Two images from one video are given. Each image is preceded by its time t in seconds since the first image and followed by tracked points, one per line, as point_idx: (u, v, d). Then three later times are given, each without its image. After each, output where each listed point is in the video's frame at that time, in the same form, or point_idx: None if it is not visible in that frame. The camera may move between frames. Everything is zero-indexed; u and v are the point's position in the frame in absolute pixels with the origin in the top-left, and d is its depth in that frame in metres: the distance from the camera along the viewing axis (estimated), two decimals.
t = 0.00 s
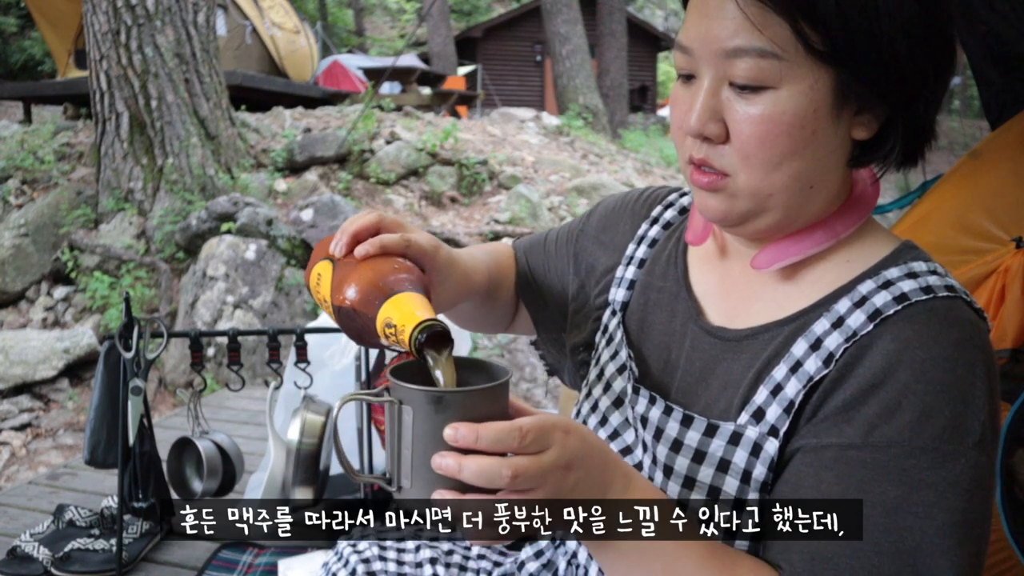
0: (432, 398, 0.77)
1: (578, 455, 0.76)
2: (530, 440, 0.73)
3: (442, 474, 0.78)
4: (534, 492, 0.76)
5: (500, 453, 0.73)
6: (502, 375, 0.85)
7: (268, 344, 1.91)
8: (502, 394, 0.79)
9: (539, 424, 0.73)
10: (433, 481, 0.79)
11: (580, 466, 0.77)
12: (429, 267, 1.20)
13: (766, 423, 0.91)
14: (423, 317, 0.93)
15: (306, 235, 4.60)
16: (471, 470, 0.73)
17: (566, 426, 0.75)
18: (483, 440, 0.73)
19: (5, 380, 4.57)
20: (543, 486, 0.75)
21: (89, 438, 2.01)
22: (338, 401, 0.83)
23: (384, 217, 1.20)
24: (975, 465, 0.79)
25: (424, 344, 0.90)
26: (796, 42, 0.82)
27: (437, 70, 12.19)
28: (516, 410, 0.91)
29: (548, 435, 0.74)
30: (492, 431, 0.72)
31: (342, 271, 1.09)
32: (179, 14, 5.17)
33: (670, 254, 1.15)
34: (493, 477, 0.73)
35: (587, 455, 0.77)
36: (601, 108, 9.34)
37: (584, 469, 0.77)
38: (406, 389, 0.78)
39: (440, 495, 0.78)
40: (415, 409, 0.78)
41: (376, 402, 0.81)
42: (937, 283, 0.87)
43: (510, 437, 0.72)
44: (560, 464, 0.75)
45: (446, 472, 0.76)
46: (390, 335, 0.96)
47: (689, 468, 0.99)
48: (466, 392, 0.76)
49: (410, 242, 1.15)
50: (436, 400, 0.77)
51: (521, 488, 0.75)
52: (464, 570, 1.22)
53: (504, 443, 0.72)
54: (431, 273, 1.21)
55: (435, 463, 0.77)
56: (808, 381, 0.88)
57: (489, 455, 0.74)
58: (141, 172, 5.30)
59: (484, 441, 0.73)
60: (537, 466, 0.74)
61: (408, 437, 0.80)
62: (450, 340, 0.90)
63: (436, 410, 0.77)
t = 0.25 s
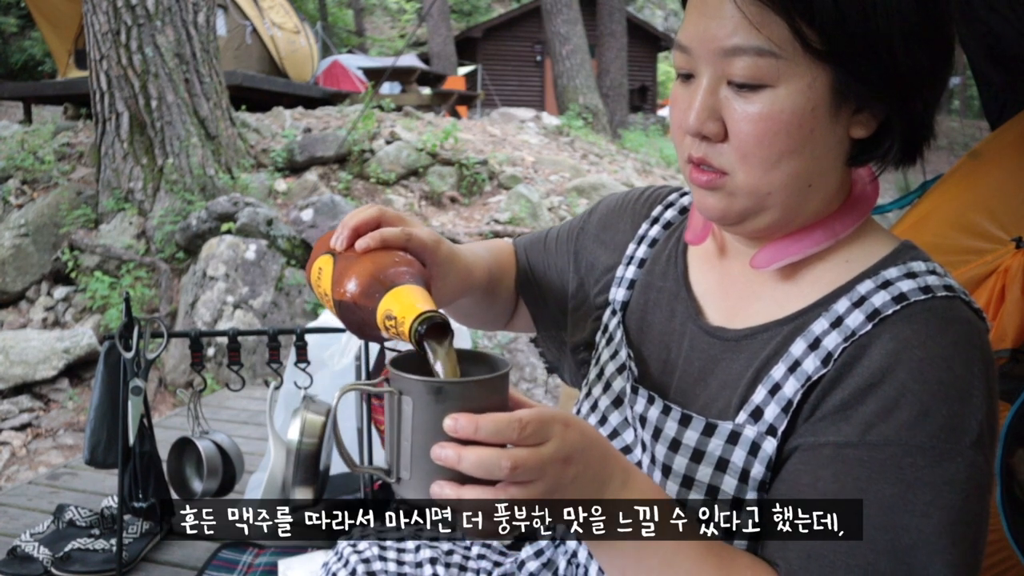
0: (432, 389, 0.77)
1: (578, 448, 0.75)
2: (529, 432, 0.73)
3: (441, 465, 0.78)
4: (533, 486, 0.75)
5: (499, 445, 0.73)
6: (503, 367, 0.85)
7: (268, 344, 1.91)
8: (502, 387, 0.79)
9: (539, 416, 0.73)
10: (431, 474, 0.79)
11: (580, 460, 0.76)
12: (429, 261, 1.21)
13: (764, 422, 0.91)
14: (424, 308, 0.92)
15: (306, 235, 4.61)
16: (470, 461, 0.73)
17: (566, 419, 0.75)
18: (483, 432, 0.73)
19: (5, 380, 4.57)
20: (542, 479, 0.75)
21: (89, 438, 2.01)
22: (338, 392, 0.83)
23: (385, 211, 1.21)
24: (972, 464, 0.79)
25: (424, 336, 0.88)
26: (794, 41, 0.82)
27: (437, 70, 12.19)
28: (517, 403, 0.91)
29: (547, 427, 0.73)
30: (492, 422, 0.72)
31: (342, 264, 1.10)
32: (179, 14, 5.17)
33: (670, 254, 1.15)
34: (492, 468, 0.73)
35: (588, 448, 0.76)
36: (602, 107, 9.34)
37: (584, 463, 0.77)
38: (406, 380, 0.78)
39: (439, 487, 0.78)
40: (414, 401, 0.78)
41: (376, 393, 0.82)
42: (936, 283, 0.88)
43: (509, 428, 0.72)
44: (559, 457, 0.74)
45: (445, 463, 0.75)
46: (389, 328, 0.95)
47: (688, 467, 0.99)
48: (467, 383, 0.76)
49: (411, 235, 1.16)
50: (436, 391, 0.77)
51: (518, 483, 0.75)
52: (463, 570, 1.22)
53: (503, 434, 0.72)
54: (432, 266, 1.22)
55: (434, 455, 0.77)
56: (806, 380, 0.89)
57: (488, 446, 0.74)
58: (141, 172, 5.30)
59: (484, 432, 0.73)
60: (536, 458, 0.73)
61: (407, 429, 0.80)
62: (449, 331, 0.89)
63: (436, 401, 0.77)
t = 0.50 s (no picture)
0: (432, 388, 0.77)
1: (579, 448, 0.75)
2: (529, 431, 0.73)
3: (442, 465, 0.78)
4: (533, 485, 0.75)
5: (500, 445, 0.73)
6: (503, 366, 0.85)
7: (268, 344, 1.91)
8: (502, 386, 0.79)
9: (539, 415, 0.73)
10: (432, 473, 0.79)
11: (581, 459, 0.76)
12: (429, 259, 1.21)
13: (763, 422, 0.92)
14: (423, 308, 0.92)
15: (306, 235, 4.62)
16: (470, 460, 0.73)
17: (566, 418, 0.75)
18: (483, 430, 0.73)
19: (5, 380, 4.57)
20: (542, 479, 0.75)
21: (89, 438, 2.01)
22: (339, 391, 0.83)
23: (387, 208, 1.21)
24: (971, 463, 0.79)
25: (424, 335, 0.89)
26: (790, 39, 0.82)
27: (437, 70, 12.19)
28: (516, 401, 0.91)
29: (547, 426, 0.73)
30: (492, 421, 0.72)
31: (342, 263, 1.09)
32: (179, 14, 5.17)
33: (670, 254, 1.15)
34: (493, 467, 0.73)
35: (588, 448, 0.76)
36: (602, 107, 9.34)
37: (585, 462, 0.77)
38: (406, 379, 0.79)
39: (439, 486, 0.78)
40: (414, 401, 0.78)
41: (377, 392, 0.82)
42: (935, 283, 0.88)
43: (510, 427, 0.72)
44: (559, 456, 0.74)
45: (446, 462, 0.76)
46: (389, 327, 0.95)
47: (687, 468, 0.99)
48: (467, 382, 0.76)
49: (412, 233, 1.16)
50: (436, 390, 0.77)
51: (518, 481, 0.75)
52: (463, 570, 1.22)
53: (503, 433, 0.72)
54: (432, 265, 1.22)
55: (434, 454, 0.77)
56: (805, 380, 0.89)
57: (489, 445, 0.74)
58: (141, 172, 5.30)
59: (484, 430, 0.73)
60: (536, 457, 0.73)
61: (408, 428, 0.80)
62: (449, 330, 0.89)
63: (436, 400, 0.77)
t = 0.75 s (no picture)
0: (433, 385, 0.77)
1: (579, 445, 0.75)
2: (530, 428, 0.73)
3: (443, 462, 0.78)
4: (533, 483, 0.75)
5: (500, 442, 0.73)
6: (504, 362, 0.84)
7: (268, 344, 1.91)
8: (503, 383, 0.79)
9: (540, 412, 0.73)
10: (433, 471, 0.79)
11: (581, 457, 0.76)
12: (430, 257, 1.21)
13: (763, 422, 0.91)
14: (424, 304, 0.92)
15: (306, 235, 4.62)
16: (471, 458, 0.73)
17: (567, 416, 0.75)
18: (484, 427, 0.73)
19: (5, 380, 4.57)
20: (542, 476, 0.75)
21: (89, 438, 2.01)
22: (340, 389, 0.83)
23: (388, 206, 1.21)
24: (970, 462, 0.79)
25: (424, 331, 0.89)
26: (788, 37, 0.82)
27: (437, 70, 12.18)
28: (517, 399, 0.91)
29: (548, 423, 0.73)
30: (493, 418, 0.72)
31: (343, 260, 1.09)
32: (179, 14, 5.17)
33: (670, 254, 1.15)
34: (494, 464, 0.72)
35: (588, 446, 0.76)
36: (602, 107, 9.33)
37: (586, 461, 0.77)
38: (408, 376, 0.79)
39: (440, 483, 0.78)
40: (415, 399, 0.78)
41: (378, 390, 0.82)
42: (934, 282, 0.87)
43: (511, 424, 0.72)
44: (560, 454, 0.74)
45: (447, 459, 0.76)
46: (389, 323, 0.95)
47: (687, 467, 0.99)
48: (467, 379, 0.76)
49: (413, 231, 1.16)
50: (437, 388, 0.77)
51: (519, 479, 0.75)
52: (463, 570, 1.22)
53: (504, 430, 0.72)
54: (432, 263, 1.22)
55: (436, 451, 0.77)
56: (805, 379, 0.89)
57: (489, 443, 0.74)
58: (141, 172, 5.30)
59: (484, 427, 0.73)
60: (537, 455, 0.73)
61: (409, 425, 0.80)
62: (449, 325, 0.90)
63: (437, 397, 0.77)
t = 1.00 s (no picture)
0: (435, 385, 0.77)
1: (579, 445, 0.75)
2: (530, 428, 0.73)
3: (444, 461, 0.78)
4: (534, 483, 0.75)
5: (501, 442, 0.73)
6: (505, 362, 0.84)
7: (268, 344, 1.91)
8: (503, 382, 0.79)
9: (540, 412, 0.73)
10: (433, 470, 0.79)
11: (581, 457, 0.76)
12: (428, 256, 1.21)
13: (763, 421, 0.91)
14: (419, 297, 0.92)
15: (306, 235, 4.62)
16: (472, 457, 0.74)
17: (567, 416, 0.75)
18: (484, 428, 0.73)
19: (5, 380, 4.58)
20: (543, 475, 0.75)
21: (89, 438, 2.01)
22: (341, 388, 0.83)
23: (388, 204, 1.21)
24: (969, 462, 0.79)
25: (418, 324, 0.89)
26: (787, 36, 0.82)
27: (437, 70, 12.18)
28: (518, 398, 0.91)
29: (548, 423, 0.73)
30: (494, 418, 0.72)
31: (342, 258, 1.10)
32: (179, 14, 5.17)
33: (670, 254, 1.15)
34: (495, 463, 0.73)
35: (588, 446, 0.76)
36: (602, 107, 9.33)
37: (585, 461, 0.77)
38: (409, 375, 0.79)
39: (441, 483, 0.78)
40: (416, 398, 0.78)
41: (379, 389, 0.82)
42: (933, 282, 0.87)
43: (511, 424, 0.72)
44: (561, 452, 0.74)
45: (448, 459, 0.76)
46: (386, 317, 0.95)
47: (687, 467, 0.99)
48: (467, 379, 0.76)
49: (412, 229, 1.16)
50: (438, 387, 0.77)
51: (520, 478, 0.75)
52: (464, 570, 1.22)
53: (504, 430, 0.72)
54: (431, 261, 1.22)
55: (437, 451, 0.77)
56: (805, 379, 0.89)
57: (492, 440, 0.74)
58: (141, 172, 5.30)
59: (486, 425, 0.73)
60: (538, 454, 0.73)
61: (410, 424, 0.80)
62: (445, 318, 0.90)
63: (438, 396, 0.77)
